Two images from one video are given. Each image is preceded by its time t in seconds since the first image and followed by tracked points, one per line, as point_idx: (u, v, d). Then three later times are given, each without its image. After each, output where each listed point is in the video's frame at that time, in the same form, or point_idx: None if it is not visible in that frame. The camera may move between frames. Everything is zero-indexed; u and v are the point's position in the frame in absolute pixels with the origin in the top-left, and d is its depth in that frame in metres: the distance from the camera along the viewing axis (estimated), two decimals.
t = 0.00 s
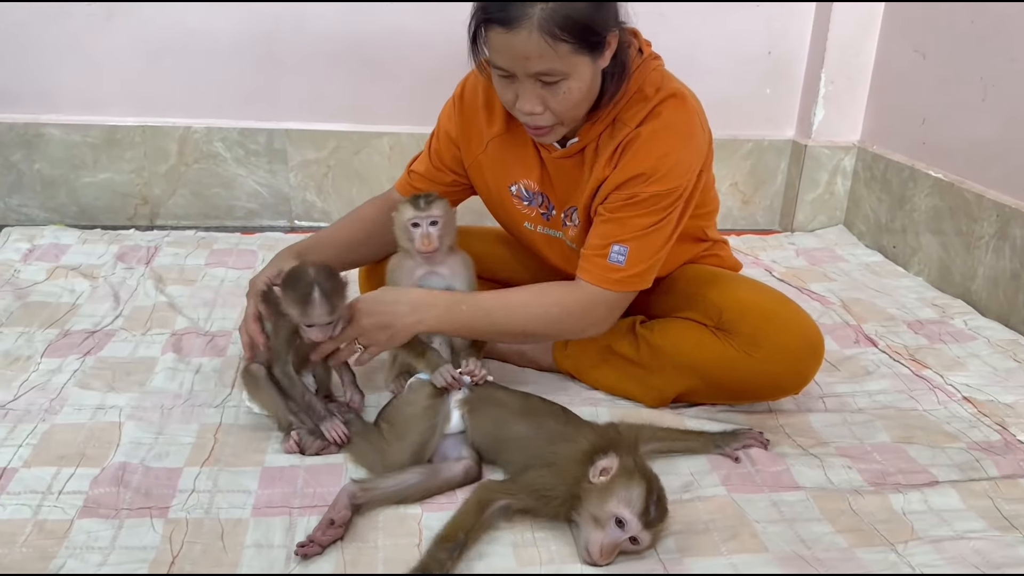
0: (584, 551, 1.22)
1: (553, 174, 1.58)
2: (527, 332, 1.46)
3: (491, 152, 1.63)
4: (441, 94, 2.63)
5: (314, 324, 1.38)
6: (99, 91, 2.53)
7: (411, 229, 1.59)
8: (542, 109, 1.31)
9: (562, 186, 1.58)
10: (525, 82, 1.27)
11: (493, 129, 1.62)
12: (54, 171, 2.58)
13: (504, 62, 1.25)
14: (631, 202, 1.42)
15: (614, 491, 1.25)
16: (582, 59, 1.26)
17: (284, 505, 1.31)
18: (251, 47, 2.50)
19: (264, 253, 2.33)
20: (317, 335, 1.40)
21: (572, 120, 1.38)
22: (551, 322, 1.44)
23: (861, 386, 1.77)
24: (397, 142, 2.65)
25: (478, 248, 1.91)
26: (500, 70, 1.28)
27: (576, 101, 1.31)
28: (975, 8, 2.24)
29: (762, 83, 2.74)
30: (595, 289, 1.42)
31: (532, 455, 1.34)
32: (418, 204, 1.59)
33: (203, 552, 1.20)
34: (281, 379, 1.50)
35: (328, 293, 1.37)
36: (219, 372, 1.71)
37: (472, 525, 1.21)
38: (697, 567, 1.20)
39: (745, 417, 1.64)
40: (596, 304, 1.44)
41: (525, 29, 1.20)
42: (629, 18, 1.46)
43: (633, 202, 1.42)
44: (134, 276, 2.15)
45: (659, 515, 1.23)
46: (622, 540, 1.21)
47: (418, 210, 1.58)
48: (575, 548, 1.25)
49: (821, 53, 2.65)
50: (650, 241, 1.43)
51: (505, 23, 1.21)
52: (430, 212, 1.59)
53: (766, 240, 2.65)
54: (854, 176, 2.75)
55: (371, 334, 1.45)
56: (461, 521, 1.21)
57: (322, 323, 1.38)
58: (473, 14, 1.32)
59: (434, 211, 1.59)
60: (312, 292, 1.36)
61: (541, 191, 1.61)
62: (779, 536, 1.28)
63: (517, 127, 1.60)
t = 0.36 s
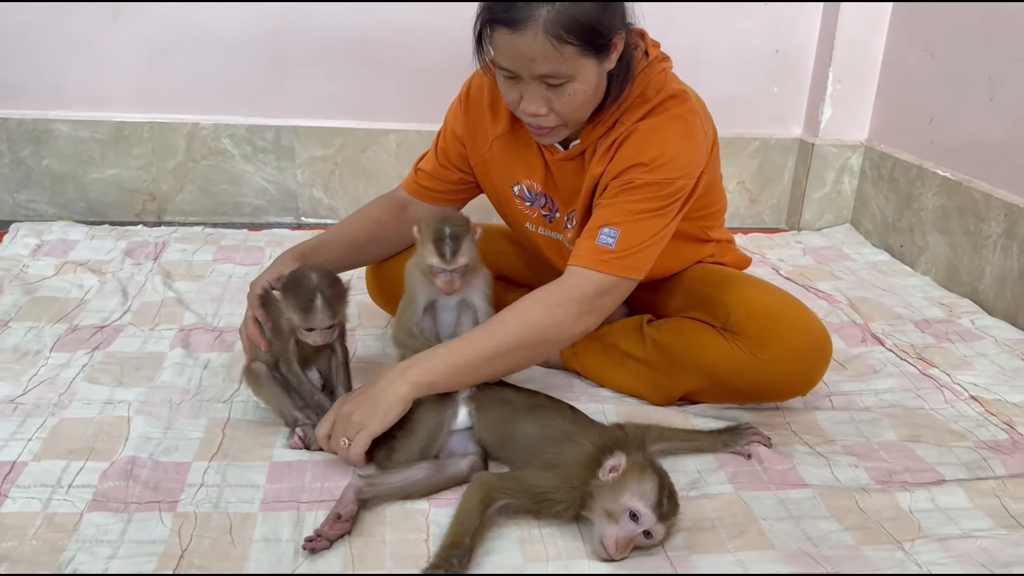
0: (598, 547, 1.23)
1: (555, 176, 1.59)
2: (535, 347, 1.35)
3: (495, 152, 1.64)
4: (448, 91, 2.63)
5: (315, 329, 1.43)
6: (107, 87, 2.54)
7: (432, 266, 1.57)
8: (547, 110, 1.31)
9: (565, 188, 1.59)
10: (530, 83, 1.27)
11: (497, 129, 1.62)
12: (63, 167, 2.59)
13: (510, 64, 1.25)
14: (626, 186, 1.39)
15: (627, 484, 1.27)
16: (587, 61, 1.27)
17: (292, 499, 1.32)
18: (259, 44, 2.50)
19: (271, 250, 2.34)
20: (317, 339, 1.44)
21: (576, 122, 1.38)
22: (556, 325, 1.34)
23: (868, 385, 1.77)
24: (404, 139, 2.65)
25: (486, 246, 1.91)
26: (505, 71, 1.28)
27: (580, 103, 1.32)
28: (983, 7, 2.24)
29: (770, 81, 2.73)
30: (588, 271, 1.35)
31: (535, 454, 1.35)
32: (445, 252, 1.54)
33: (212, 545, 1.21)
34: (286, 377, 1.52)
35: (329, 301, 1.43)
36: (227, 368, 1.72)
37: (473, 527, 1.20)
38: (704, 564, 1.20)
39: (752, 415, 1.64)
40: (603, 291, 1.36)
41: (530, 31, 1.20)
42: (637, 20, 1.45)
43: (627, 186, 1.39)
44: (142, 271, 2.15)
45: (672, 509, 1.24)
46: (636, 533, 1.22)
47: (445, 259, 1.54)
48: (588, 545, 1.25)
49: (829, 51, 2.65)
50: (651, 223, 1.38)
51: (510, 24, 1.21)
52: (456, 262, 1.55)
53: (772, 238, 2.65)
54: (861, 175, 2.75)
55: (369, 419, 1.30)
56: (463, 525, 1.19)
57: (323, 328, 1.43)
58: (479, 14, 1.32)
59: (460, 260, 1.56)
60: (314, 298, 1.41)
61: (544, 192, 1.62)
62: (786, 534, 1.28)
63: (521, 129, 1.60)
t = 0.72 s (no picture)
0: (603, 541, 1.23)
1: (551, 180, 1.59)
2: (517, 359, 1.33)
3: (494, 153, 1.64)
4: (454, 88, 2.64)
5: (296, 323, 1.41)
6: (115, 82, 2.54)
7: (443, 277, 1.57)
8: (545, 118, 1.31)
9: (562, 192, 1.60)
10: (529, 92, 1.27)
11: (496, 132, 1.62)
12: (70, 163, 2.60)
13: (509, 73, 1.25)
14: (615, 197, 1.39)
15: (633, 481, 1.27)
16: (587, 70, 1.27)
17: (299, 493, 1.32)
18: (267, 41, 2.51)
19: (278, 246, 2.34)
20: (298, 333, 1.43)
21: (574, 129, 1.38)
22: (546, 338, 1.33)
23: (874, 383, 1.77)
24: (411, 136, 2.66)
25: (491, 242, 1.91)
26: (504, 79, 1.27)
27: (579, 111, 1.32)
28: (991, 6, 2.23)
29: (777, 79, 2.73)
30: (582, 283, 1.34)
31: (541, 452, 1.35)
32: (456, 264, 1.55)
33: (220, 539, 1.21)
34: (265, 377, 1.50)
35: (310, 294, 1.42)
36: (234, 363, 1.73)
37: (480, 524, 1.20)
38: (710, 561, 1.21)
39: (757, 413, 1.65)
40: (586, 299, 1.36)
41: (529, 41, 1.20)
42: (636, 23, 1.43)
43: (617, 197, 1.38)
44: (149, 267, 2.16)
45: (677, 507, 1.24)
46: (641, 529, 1.22)
47: (456, 271, 1.55)
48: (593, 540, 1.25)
49: (836, 50, 2.65)
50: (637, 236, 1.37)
51: (509, 34, 1.21)
52: (467, 274, 1.56)
53: (778, 236, 2.65)
54: (868, 174, 2.74)
55: (362, 443, 1.24)
56: (470, 521, 1.20)
57: (303, 322, 1.42)
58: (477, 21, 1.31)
59: (471, 271, 1.56)
60: (294, 291, 1.40)
61: (541, 194, 1.63)
62: (791, 531, 1.28)
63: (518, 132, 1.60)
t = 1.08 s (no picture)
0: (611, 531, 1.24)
1: (594, 158, 1.58)
2: (715, 347, 1.20)
3: (534, 134, 1.64)
4: (462, 83, 2.64)
5: (287, 312, 1.42)
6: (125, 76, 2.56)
7: (453, 271, 1.57)
8: (599, 91, 1.29)
9: (603, 169, 1.58)
10: (584, 64, 1.26)
11: (534, 113, 1.63)
12: (79, 156, 2.61)
13: (565, 45, 1.23)
14: (720, 171, 1.37)
15: (645, 475, 1.28)
16: (642, 40, 1.25)
17: (308, 484, 1.33)
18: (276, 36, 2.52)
19: (286, 240, 2.35)
20: (287, 323, 1.43)
21: (625, 102, 1.36)
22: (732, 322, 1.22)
23: (881, 379, 1.77)
24: (418, 131, 2.66)
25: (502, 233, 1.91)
26: (558, 51, 1.25)
27: (632, 82, 1.30)
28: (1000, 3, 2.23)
29: (784, 76, 2.73)
30: (739, 261, 1.29)
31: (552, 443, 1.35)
32: (466, 259, 1.55)
33: (230, 528, 1.22)
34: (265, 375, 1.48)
35: (295, 280, 1.44)
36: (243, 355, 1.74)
37: (488, 516, 1.21)
38: (717, 553, 1.21)
39: (764, 407, 1.65)
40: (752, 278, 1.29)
41: (589, 10, 1.18)
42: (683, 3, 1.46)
43: (721, 171, 1.37)
44: (158, 260, 2.17)
45: (688, 505, 1.23)
46: (650, 522, 1.22)
47: (467, 266, 1.55)
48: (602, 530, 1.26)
49: (844, 46, 2.65)
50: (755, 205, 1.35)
51: (567, 4, 1.18)
52: (477, 269, 1.56)
53: (785, 233, 2.65)
54: (875, 170, 2.74)
55: (582, 428, 1.03)
56: (478, 513, 1.20)
57: (293, 310, 1.43)
58: None
59: (482, 266, 1.56)
60: (280, 281, 1.41)
61: (579, 174, 1.60)
62: (799, 524, 1.29)
63: (561, 113, 1.61)
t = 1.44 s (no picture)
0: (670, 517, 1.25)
1: (641, 139, 1.60)
2: (769, 326, 1.35)
3: (585, 112, 1.67)
4: (467, 79, 2.64)
5: (321, 311, 1.44)
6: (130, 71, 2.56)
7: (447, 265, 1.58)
8: (664, 65, 1.30)
9: (648, 150, 1.59)
10: (653, 37, 1.27)
11: (585, 93, 1.67)
12: (84, 151, 2.61)
13: (636, 17, 1.24)
14: (778, 156, 1.45)
15: (685, 456, 1.29)
16: (710, 15, 1.27)
17: (313, 478, 1.33)
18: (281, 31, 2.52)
19: (290, 236, 2.35)
20: (318, 321, 1.45)
21: (686, 79, 1.38)
22: (788, 304, 1.37)
23: (885, 376, 1.77)
24: (423, 127, 2.66)
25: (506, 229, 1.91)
26: (628, 24, 1.26)
27: (695, 58, 1.32)
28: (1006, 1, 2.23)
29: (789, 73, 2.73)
30: (797, 242, 1.39)
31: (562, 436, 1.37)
32: (456, 253, 1.55)
33: (235, 522, 1.22)
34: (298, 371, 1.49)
35: (329, 279, 1.46)
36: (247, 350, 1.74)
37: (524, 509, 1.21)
38: (721, 549, 1.21)
39: (768, 404, 1.65)
40: (806, 258, 1.40)
41: None
42: None
43: (779, 156, 1.45)
44: (162, 255, 2.18)
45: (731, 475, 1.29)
46: (705, 501, 1.25)
47: (456, 260, 1.55)
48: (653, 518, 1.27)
49: (849, 44, 2.64)
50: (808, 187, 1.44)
51: None
52: (468, 263, 1.55)
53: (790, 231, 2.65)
54: (880, 169, 2.74)
55: (656, 426, 1.21)
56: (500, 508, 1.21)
57: (326, 309, 1.45)
58: None
59: (473, 261, 1.56)
60: (318, 280, 1.43)
61: (624, 156, 1.63)
62: (802, 521, 1.29)
63: (613, 94, 1.64)
